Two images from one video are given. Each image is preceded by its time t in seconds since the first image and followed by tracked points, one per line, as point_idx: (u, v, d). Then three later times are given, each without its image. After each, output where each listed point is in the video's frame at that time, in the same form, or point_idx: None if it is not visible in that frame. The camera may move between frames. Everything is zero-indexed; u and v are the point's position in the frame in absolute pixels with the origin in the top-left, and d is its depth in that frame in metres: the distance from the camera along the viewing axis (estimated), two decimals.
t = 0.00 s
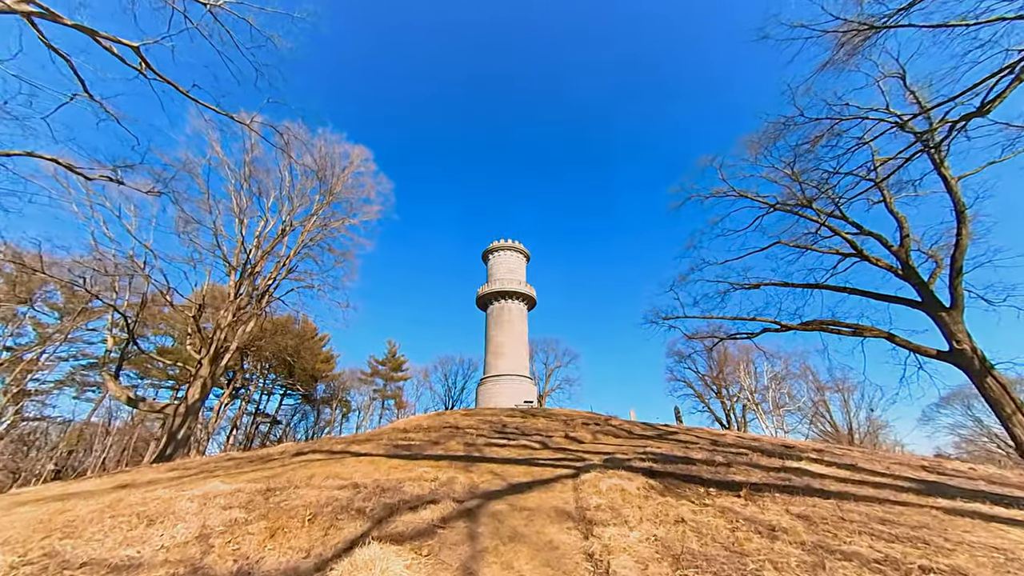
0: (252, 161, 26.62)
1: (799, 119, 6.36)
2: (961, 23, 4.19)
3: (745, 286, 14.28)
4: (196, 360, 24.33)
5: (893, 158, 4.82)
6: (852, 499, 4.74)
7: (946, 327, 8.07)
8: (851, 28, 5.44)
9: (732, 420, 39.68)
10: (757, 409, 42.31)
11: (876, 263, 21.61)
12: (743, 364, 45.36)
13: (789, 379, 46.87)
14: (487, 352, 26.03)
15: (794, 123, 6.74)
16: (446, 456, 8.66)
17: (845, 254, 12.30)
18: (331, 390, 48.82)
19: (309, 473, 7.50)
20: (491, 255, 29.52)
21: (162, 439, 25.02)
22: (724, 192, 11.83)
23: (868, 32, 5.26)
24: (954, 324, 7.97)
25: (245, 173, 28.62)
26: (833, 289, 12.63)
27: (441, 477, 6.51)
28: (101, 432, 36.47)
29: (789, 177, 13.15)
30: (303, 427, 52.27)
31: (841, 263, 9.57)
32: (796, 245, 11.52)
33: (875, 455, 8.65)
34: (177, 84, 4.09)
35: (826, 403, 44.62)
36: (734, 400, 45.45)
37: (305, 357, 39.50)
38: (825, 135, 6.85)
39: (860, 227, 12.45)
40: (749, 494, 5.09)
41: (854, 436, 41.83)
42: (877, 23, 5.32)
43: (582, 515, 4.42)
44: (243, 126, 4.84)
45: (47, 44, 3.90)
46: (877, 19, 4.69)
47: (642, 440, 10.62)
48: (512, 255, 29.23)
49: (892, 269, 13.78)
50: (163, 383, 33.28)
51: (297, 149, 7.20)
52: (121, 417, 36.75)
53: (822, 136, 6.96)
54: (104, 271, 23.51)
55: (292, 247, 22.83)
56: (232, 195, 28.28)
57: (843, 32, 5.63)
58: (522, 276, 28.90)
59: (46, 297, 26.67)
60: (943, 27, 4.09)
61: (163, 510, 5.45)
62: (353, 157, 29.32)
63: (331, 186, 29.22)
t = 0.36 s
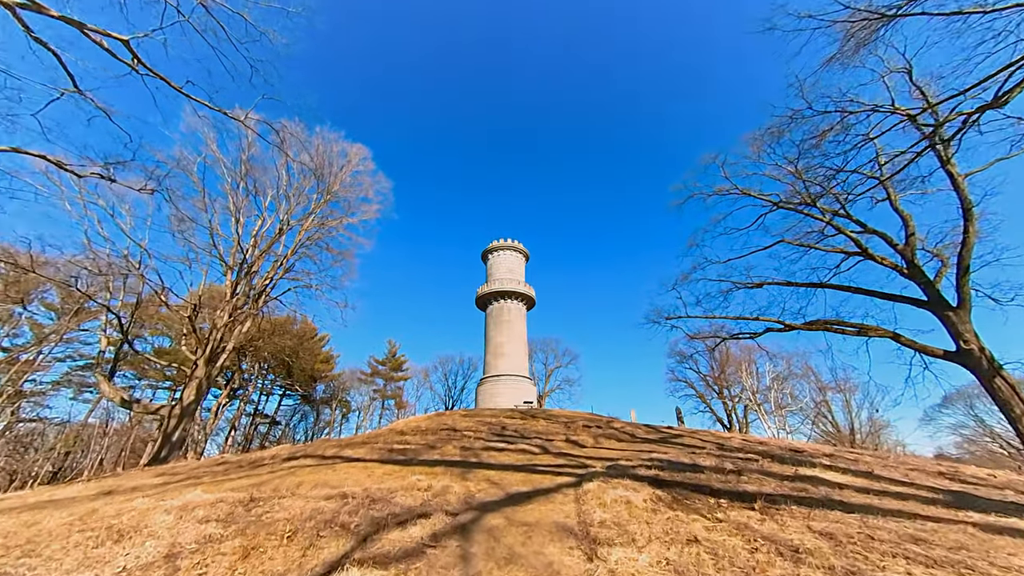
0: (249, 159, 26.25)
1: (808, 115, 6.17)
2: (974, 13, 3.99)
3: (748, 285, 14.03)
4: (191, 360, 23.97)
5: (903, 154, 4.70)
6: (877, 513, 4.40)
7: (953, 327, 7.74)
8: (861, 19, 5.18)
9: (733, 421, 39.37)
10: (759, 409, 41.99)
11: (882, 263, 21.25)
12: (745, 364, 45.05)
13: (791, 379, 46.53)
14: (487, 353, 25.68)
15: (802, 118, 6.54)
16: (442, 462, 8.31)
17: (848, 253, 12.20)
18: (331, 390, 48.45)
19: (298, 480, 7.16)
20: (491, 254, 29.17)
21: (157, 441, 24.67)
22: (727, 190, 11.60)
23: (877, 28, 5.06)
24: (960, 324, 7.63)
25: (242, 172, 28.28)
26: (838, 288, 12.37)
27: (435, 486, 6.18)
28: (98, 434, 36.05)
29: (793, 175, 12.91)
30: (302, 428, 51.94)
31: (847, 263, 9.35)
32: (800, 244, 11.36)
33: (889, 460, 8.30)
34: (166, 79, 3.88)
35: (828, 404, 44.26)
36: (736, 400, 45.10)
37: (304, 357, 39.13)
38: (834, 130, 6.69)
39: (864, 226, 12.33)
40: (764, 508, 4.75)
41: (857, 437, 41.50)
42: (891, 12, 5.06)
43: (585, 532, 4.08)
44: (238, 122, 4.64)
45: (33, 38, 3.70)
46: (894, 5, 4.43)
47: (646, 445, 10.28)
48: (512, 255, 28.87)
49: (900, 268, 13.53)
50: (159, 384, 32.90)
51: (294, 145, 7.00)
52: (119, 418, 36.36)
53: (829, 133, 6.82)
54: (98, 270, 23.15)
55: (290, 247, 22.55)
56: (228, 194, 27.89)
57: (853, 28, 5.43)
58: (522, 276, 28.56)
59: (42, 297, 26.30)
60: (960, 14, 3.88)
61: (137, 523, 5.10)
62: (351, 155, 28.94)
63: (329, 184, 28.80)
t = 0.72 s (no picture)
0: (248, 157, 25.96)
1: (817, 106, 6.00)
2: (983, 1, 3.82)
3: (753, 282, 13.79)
4: (190, 360, 23.76)
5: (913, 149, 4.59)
6: (910, 521, 4.09)
7: (963, 326, 7.51)
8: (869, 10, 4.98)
9: (737, 420, 38.99)
10: (762, 409, 41.60)
11: (889, 260, 20.91)
12: (748, 363, 44.65)
13: (795, 378, 46.07)
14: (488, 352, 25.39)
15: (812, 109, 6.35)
16: (442, 465, 8.03)
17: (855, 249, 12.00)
18: (332, 390, 48.23)
19: (293, 484, 6.90)
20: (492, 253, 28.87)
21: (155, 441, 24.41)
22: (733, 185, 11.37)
23: (888, 19, 4.89)
24: (971, 322, 7.41)
25: (241, 170, 28.05)
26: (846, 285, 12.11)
27: (435, 490, 5.90)
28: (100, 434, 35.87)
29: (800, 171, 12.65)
30: (304, 428, 51.77)
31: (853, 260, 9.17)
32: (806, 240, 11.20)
33: (907, 462, 7.98)
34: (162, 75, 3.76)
35: (833, 403, 43.77)
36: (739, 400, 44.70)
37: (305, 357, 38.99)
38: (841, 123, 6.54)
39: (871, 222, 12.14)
40: (785, 514, 4.45)
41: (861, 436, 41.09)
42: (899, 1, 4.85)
43: (595, 542, 3.80)
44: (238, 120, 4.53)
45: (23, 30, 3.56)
46: None
47: (653, 445, 9.97)
48: (514, 254, 28.56)
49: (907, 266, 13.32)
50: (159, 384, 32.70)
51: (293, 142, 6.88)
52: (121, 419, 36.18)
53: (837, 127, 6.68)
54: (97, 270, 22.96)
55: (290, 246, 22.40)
56: (228, 193, 27.70)
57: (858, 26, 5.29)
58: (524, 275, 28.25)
59: (42, 298, 26.14)
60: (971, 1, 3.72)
61: (119, 530, 4.83)
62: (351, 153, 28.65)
63: (329, 182, 28.50)
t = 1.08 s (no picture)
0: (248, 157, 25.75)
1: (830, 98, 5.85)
2: None
3: (760, 281, 13.53)
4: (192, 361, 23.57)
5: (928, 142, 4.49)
6: (963, 539, 3.72)
7: (978, 324, 7.14)
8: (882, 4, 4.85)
9: (743, 421, 38.51)
10: (768, 409, 41.08)
11: (901, 258, 20.48)
12: (754, 363, 44.14)
13: (802, 378, 45.50)
14: (492, 352, 25.05)
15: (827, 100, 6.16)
16: (447, 469, 7.71)
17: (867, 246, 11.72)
18: (335, 390, 48.02)
19: (291, 490, 6.60)
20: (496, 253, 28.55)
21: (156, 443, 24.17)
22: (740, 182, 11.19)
23: (905, 7, 4.73)
24: (987, 321, 7.09)
25: (243, 170, 27.91)
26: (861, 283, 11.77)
27: (440, 498, 5.58)
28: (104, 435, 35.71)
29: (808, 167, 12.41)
30: (306, 428, 51.57)
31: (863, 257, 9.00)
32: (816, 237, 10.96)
33: (935, 467, 7.59)
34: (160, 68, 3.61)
35: (840, 404, 43.15)
36: (745, 400, 44.18)
37: (308, 358, 38.78)
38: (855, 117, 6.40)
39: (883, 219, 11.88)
40: (822, 528, 4.10)
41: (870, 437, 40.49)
42: None
43: (618, 560, 3.47)
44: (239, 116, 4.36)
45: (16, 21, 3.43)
46: None
47: (664, 449, 9.63)
48: (517, 254, 28.23)
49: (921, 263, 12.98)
50: (161, 385, 32.56)
51: (295, 139, 6.74)
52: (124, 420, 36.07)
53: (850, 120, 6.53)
54: (99, 270, 22.80)
55: (292, 246, 22.27)
56: (230, 192, 27.53)
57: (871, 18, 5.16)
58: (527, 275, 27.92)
59: (46, 298, 26.04)
60: None
61: (104, 542, 4.54)
62: (353, 152, 28.44)
63: (331, 182, 28.31)
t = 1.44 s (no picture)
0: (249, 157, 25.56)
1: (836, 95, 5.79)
2: None
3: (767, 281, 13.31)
4: (193, 363, 23.36)
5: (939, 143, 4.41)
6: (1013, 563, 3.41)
7: (993, 325, 6.84)
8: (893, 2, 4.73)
9: (748, 422, 38.10)
10: (774, 410, 40.64)
11: (912, 257, 20.10)
12: (759, 363, 43.72)
13: (807, 379, 45.03)
14: (495, 353, 24.77)
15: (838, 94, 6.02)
16: (451, 477, 7.43)
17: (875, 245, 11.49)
18: (338, 391, 47.85)
19: (288, 501, 6.34)
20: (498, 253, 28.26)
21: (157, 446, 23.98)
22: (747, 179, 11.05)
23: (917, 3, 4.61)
24: (1003, 320, 6.78)
25: (243, 170, 27.73)
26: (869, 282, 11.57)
27: (444, 512, 5.30)
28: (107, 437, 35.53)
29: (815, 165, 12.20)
30: (309, 429, 51.43)
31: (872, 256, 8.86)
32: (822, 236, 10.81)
33: (961, 475, 7.24)
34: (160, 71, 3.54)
35: (846, 404, 42.68)
36: (750, 400, 43.76)
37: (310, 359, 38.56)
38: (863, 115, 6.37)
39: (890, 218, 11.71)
40: (856, 549, 3.78)
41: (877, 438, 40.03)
42: None
43: None
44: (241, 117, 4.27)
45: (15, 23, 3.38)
46: None
47: (674, 455, 9.32)
48: (519, 254, 27.93)
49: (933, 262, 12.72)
50: (163, 386, 32.42)
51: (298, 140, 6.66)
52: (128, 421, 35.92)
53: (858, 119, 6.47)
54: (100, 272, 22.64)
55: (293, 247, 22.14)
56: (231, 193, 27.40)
57: (879, 14, 5.09)
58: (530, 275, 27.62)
59: (49, 300, 25.94)
60: None
61: (88, 561, 4.28)
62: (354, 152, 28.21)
63: (332, 182, 28.09)
